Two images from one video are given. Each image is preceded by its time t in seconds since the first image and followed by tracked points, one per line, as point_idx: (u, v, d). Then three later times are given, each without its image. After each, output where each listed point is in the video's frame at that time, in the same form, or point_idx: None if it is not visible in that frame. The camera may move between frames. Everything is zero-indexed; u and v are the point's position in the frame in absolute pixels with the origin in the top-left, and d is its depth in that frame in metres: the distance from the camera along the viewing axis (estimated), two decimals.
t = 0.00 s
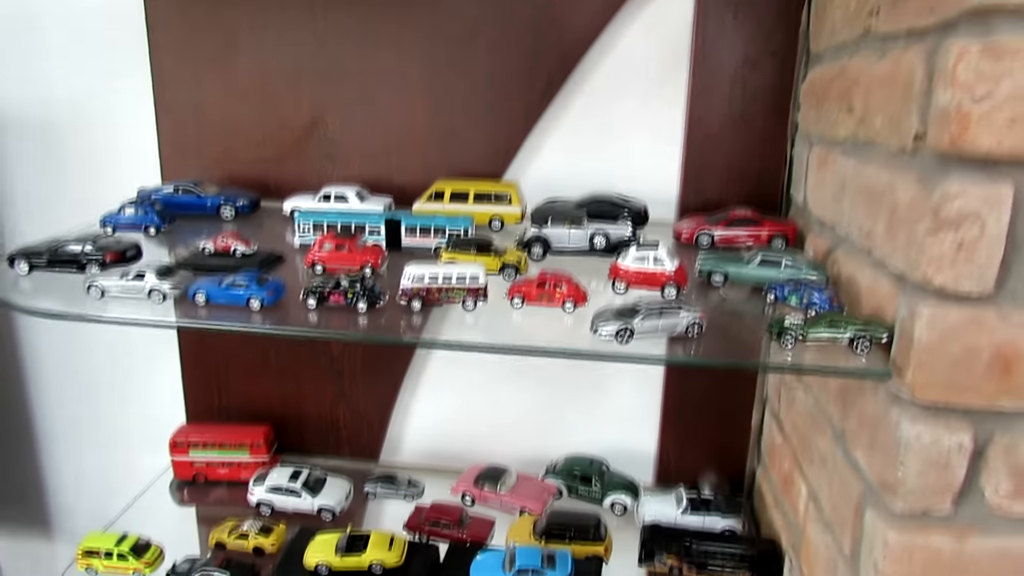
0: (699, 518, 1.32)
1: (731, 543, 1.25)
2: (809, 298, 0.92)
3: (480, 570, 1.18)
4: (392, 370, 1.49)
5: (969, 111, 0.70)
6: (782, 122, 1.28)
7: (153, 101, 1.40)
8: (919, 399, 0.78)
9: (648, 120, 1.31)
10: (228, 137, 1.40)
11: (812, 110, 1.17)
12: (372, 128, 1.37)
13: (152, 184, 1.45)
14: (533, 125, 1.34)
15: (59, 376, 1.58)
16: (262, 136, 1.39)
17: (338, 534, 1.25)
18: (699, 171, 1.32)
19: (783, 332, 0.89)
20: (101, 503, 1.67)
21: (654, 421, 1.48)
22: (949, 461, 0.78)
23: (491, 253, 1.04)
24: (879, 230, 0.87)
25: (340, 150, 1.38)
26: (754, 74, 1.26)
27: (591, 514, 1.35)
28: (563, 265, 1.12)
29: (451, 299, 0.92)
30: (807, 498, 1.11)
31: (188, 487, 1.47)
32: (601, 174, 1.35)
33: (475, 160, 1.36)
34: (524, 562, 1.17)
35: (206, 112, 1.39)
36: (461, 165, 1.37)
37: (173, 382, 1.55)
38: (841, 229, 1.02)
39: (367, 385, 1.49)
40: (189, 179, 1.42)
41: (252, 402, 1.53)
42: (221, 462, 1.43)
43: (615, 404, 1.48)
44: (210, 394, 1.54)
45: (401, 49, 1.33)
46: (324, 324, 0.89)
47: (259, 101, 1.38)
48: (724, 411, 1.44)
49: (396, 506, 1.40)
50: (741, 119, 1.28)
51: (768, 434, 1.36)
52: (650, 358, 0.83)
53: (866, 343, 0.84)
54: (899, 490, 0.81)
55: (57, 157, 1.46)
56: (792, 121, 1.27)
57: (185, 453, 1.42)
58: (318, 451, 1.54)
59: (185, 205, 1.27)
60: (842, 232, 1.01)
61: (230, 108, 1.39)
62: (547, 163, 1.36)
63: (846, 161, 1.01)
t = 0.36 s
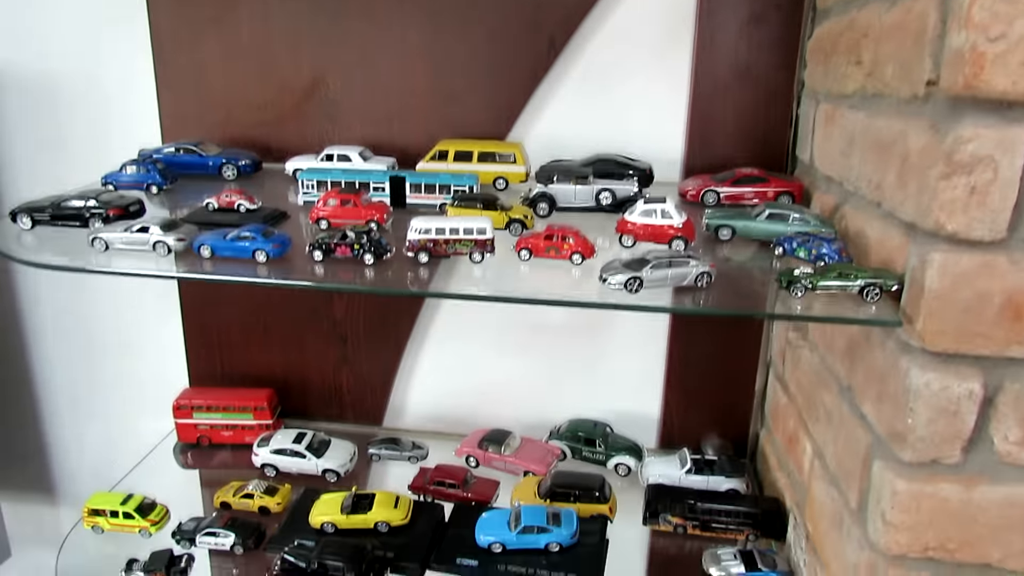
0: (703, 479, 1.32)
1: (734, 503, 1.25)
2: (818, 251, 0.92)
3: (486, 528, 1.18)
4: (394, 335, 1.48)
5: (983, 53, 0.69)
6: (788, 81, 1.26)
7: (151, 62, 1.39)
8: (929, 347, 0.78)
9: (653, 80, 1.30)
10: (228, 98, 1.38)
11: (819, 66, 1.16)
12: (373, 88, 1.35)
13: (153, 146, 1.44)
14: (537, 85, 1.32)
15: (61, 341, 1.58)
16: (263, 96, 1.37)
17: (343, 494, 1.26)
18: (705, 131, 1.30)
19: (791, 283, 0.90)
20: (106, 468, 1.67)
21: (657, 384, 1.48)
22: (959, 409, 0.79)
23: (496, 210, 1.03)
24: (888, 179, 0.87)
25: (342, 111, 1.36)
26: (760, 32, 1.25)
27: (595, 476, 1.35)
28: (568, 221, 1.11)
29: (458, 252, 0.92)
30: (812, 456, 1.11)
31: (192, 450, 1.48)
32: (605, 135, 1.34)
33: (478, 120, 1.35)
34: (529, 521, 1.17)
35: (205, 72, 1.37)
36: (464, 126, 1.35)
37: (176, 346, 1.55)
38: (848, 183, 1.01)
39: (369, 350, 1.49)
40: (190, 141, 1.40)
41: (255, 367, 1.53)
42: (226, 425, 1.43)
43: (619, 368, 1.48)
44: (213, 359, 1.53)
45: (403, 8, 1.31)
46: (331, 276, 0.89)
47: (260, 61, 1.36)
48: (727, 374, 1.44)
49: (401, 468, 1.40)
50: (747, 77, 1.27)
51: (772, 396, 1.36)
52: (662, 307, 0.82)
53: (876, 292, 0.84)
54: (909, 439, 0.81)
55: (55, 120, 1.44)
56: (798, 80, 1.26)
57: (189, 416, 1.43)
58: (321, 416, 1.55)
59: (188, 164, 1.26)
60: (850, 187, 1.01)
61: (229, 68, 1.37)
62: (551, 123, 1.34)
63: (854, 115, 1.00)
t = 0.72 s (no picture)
0: (705, 441, 1.32)
1: (735, 463, 1.24)
2: (830, 200, 0.91)
3: (488, 485, 1.17)
4: (395, 294, 1.46)
5: None
6: (800, 38, 1.24)
7: (148, 10, 1.35)
8: (944, 293, 0.77)
9: (662, 35, 1.28)
10: (227, 48, 1.35)
11: (833, 20, 1.13)
12: (376, 41, 1.32)
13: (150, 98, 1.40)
14: (543, 39, 1.30)
15: (58, 299, 1.56)
16: (262, 48, 1.34)
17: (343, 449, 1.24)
18: (714, 89, 1.28)
19: (806, 229, 0.89)
20: (104, 428, 1.66)
21: (660, 347, 1.47)
22: (972, 357, 0.77)
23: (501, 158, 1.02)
24: (904, 126, 0.84)
25: (344, 64, 1.33)
26: None
27: (597, 437, 1.33)
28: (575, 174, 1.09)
29: (463, 196, 0.91)
30: (817, 414, 1.10)
31: (190, 409, 1.46)
32: (613, 91, 1.31)
33: (483, 75, 1.32)
34: (531, 477, 1.16)
35: (203, 22, 1.34)
36: (468, 81, 1.32)
37: (174, 305, 1.53)
38: (862, 136, 0.99)
39: (369, 310, 1.47)
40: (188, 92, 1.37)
41: (253, 326, 1.51)
42: (224, 384, 1.42)
43: (622, 331, 1.46)
44: (211, 317, 1.52)
45: None
46: (335, 218, 0.87)
47: (260, 11, 1.32)
48: (731, 337, 1.43)
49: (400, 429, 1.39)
50: (758, 33, 1.24)
51: (776, 359, 1.35)
52: (671, 252, 0.82)
53: (891, 240, 0.83)
54: (921, 387, 0.80)
55: (50, 70, 1.41)
56: (810, 36, 1.23)
57: (186, 373, 1.42)
58: (321, 377, 1.53)
59: (186, 115, 1.23)
60: (863, 140, 0.99)
61: (228, 17, 1.33)
62: (557, 79, 1.32)
63: (870, 65, 0.97)
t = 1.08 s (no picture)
0: (706, 407, 1.32)
1: (736, 428, 1.24)
2: (838, 156, 0.90)
3: (489, 450, 1.17)
4: (394, 264, 1.45)
5: None
6: None
7: None
8: (953, 247, 0.76)
9: None
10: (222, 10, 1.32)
11: None
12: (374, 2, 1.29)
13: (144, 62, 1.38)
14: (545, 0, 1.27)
15: (55, 269, 1.55)
16: (258, 9, 1.31)
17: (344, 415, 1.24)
18: (717, 51, 1.26)
19: (813, 184, 0.88)
20: (104, 398, 1.66)
21: (661, 315, 1.46)
22: (980, 312, 0.77)
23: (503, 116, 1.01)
24: (912, 80, 0.83)
25: (341, 26, 1.31)
26: None
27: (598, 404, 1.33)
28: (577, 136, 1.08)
29: (467, 154, 0.90)
30: (820, 377, 1.10)
31: (188, 376, 1.46)
32: (615, 54, 1.29)
33: (483, 37, 1.30)
34: (533, 441, 1.16)
35: None
36: (468, 43, 1.30)
37: (172, 274, 1.52)
38: (868, 95, 0.98)
39: (369, 279, 1.46)
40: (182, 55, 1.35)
41: (252, 295, 1.50)
42: (223, 351, 1.41)
43: (623, 298, 1.46)
44: (210, 287, 1.51)
45: None
46: (337, 174, 0.86)
47: None
48: (733, 304, 1.42)
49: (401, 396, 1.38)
50: None
51: (778, 324, 1.35)
52: (675, 206, 0.82)
53: (899, 194, 0.82)
54: (928, 343, 0.79)
55: (43, 32, 1.38)
56: None
57: (185, 341, 1.40)
58: (321, 345, 1.53)
59: (182, 78, 1.21)
60: (870, 98, 0.97)
61: None
62: (558, 41, 1.30)
63: (877, 21, 0.96)
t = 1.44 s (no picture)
0: (711, 377, 1.31)
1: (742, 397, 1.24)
2: (849, 117, 0.88)
3: (494, 419, 1.18)
4: (396, 236, 1.44)
5: None
6: None
7: None
8: (967, 205, 0.75)
9: None
10: None
11: None
12: None
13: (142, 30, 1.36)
14: None
15: (55, 241, 1.54)
16: None
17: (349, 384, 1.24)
18: (724, 16, 1.24)
19: (824, 143, 0.87)
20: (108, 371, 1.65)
21: (666, 286, 1.45)
22: (994, 272, 0.76)
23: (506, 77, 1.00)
24: (925, 37, 0.82)
25: None
26: None
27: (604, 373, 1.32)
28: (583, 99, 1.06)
29: (473, 114, 0.90)
30: (827, 345, 1.09)
31: (191, 347, 1.46)
32: (620, 20, 1.27)
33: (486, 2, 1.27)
34: (538, 411, 1.15)
35: None
36: (471, 8, 1.28)
37: (173, 246, 1.50)
38: (880, 56, 0.96)
39: (371, 250, 1.45)
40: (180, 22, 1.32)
41: (254, 267, 1.49)
42: (226, 322, 1.41)
43: (627, 269, 1.45)
44: (211, 259, 1.49)
45: None
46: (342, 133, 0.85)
47: None
48: (738, 274, 1.41)
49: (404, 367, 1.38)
50: None
51: (784, 294, 1.34)
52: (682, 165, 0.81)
53: (911, 153, 0.81)
54: (940, 305, 0.78)
55: None
56: None
57: (187, 312, 1.40)
58: (324, 317, 1.52)
59: (182, 43, 1.19)
60: (882, 59, 0.95)
61: None
62: (562, 6, 1.28)
63: None
